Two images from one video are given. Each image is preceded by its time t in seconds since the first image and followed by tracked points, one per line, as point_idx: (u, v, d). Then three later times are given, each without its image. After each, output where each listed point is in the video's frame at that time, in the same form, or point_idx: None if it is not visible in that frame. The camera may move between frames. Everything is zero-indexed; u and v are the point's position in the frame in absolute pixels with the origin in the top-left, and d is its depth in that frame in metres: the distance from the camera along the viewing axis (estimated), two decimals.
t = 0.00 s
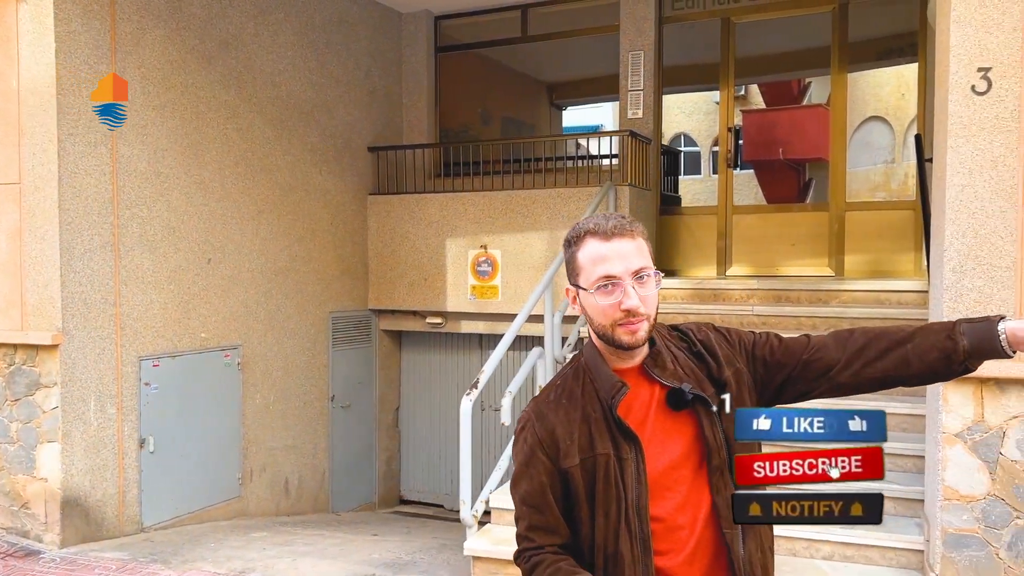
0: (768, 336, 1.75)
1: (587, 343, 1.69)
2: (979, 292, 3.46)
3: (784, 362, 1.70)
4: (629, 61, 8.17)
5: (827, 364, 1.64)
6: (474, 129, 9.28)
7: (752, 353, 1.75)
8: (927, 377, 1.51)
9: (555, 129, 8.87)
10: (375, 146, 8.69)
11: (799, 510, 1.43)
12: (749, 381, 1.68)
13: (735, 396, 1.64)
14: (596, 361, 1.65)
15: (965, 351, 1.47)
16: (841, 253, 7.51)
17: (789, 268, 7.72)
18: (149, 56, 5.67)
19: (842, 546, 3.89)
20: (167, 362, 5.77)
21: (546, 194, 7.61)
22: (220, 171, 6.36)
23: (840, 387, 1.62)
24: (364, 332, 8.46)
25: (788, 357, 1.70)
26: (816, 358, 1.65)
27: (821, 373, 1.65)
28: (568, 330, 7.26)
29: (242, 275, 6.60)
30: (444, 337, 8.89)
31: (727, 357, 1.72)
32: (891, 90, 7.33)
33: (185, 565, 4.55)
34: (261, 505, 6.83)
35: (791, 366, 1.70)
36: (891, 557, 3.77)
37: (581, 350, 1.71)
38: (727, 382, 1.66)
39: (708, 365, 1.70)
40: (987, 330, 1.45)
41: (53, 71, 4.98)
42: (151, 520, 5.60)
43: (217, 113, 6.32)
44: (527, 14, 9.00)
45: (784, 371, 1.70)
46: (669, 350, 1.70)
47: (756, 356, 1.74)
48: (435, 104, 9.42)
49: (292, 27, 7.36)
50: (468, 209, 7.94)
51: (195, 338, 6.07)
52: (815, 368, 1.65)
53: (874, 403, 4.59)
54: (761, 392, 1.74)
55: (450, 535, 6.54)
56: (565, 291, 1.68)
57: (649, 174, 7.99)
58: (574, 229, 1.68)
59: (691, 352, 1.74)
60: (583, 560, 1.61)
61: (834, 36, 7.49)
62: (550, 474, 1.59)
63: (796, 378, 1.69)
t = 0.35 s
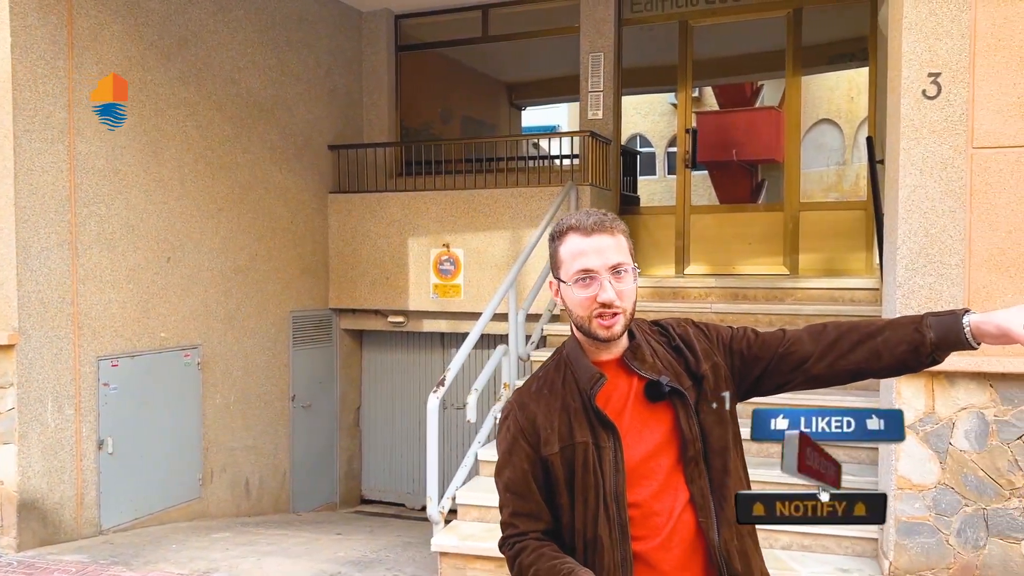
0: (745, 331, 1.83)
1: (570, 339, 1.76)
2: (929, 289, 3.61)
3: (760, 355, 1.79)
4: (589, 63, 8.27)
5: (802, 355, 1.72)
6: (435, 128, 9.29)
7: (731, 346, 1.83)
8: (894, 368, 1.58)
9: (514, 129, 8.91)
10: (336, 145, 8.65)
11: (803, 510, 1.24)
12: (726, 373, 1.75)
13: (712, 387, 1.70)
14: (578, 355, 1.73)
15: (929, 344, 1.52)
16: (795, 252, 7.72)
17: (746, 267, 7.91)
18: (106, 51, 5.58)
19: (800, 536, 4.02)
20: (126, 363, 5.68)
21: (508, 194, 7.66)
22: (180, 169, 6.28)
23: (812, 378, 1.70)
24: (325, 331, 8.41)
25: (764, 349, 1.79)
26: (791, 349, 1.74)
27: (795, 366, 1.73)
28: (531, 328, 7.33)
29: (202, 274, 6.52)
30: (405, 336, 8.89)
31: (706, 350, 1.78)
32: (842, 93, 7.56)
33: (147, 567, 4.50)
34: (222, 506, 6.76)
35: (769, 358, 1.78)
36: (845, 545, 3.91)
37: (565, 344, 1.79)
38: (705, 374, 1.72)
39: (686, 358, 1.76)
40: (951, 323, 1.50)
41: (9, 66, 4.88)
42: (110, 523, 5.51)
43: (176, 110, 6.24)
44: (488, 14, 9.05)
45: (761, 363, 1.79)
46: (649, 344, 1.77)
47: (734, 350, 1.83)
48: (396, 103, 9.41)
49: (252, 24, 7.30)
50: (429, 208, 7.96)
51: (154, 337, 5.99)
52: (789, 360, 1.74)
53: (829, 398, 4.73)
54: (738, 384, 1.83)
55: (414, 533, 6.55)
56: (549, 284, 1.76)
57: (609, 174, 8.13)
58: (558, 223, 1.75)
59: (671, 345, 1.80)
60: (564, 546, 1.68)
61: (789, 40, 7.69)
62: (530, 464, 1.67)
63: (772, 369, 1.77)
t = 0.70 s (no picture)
0: (728, 327, 1.89)
1: (558, 332, 1.83)
2: (889, 286, 3.75)
3: (743, 351, 1.84)
4: (555, 64, 8.35)
5: (781, 350, 1.79)
6: (402, 127, 9.30)
7: (715, 341, 1.88)
8: (864, 361, 1.70)
9: (478, 129, 8.97)
10: (302, 143, 8.60)
11: (816, 509, 1.72)
12: (709, 369, 1.81)
13: (694, 383, 1.77)
14: (565, 348, 1.79)
15: (897, 335, 1.65)
16: (756, 251, 7.89)
17: (709, 266, 8.06)
18: (70, 47, 5.50)
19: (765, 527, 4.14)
20: (91, 362, 5.61)
21: (476, 193, 7.70)
22: (145, 166, 6.20)
23: (793, 373, 1.77)
24: (291, 330, 8.37)
25: (747, 345, 1.84)
26: (773, 346, 1.80)
27: (776, 361, 1.80)
28: (500, 327, 7.38)
29: (167, 273, 6.45)
30: (372, 335, 8.88)
31: (689, 346, 1.84)
32: (802, 95, 7.74)
33: (115, 568, 4.47)
34: (188, 507, 6.69)
35: (751, 354, 1.84)
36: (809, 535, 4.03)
37: (552, 337, 1.86)
38: (688, 369, 1.78)
39: (670, 353, 1.82)
40: (916, 315, 1.64)
41: None
42: (75, 525, 5.43)
43: (141, 107, 6.17)
44: (455, 14, 9.07)
45: (744, 358, 1.84)
46: (634, 338, 1.83)
47: (718, 345, 1.88)
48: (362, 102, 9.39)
49: (218, 21, 7.23)
50: (397, 207, 7.95)
51: (120, 337, 5.92)
52: (769, 355, 1.81)
53: (791, 392, 4.86)
54: (721, 378, 1.88)
55: (383, 531, 6.55)
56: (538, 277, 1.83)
57: (576, 174, 8.21)
58: (548, 219, 1.82)
59: (656, 340, 1.86)
60: (549, 532, 1.76)
61: (750, 43, 7.85)
62: (517, 452, 1.74)
63: (754, 364, 1.83)
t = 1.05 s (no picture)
0: (726, 326, 1.99)
1: (565, 317, 1.88)
2: (859, 282, 3.87)
3: (739, 349, 1.95)
4: (528, 64, 8.43)
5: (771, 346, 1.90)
6: (375, 126, 9.29)
7: (711, 339, 1.98)
8: (824, 339, 1.82)
9: (450, 129, 9.02)
10: (275, 141, 8.56)
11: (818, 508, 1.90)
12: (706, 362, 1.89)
13: (692, 375, 1.83)
14: (570, 331, 1.85)
15: (817, 307, 1.79)
16: (727, 250, 8.04)
17: (680, 264, 8.19)
18: (44, 43, 5.45)
19: (739, 518, 4.24)
20: (64, 360, 5.55)
21: (452, 192, 7.74)
22: (119, 163, 6.16)
23: (781, 370, 1.88)
24: (264, 328, 8.33)
25: (743, 344, 1.95)
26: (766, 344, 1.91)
27: (769, 359, 1.90)
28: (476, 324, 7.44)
29: (141, 270, 6.41)
30: (346, 334, 8.87)
31: (689, 340, 1.92)
32: (772, 95, 7.89)
33: (93, 566, 4.45)
34: (162, 506, 6.65)
35: (748, 352, 1.94)
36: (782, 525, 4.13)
37: (555, 322, 1.92)
38: (687, 360, 1.85)
39: (670, 343, 1.89)
40: (818, 284, 1.80)
41: None
42: (49, 525, 5.38)
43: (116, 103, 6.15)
44: (429, 14, 9.09)
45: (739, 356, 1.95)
46: (637, 326, 1.90)
47: (716, 343, 1.98)
48: (336, 101, 9.37)
49: (192, 18, 7.19)
50: (372, 204, 7.94)
51: (94, 335, 5.87)
52: (762, 353, 1.91)
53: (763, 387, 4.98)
54: (715, 374, 1.98)
55: (360, 528, 6.56)
56: (556, 267, 1.84)
57: (550, 173, 8.29)
58: (568, 212, 1.86)
59: (656, 329, 1.93)
60: (545, 507, 1.83)
61: (721, 44, 7.99)
62: (517, 429, 1.81)
63: (748, 362, 1.93)
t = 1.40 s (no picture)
0: (719, 316, 2.08)
1: (567, 310, 1.95)
2: (836, 280, 3.97)
3: (734, 337, 2.04)
4: (509, 65, 8.45)
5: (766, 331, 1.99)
6: (353, 125, 9.27)
7: (705, 328, 2.07)
8: (838, 329, 1.91)
9: (428, 128, 9.04)
10: (254, 139, 8.52)
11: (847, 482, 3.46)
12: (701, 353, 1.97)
13: (689, 364, 1.92)
14: (573, 323, 1.92)
15: (852, 300, 1.88)
16: (704, 249, 8.16)
17: (658, 263, 8.31)
18: (22, 39, 5.41)
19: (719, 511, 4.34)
20: (44, 360, 5.52)
21: (432, 191, 7.75)
22: (98, 158, 6.13)
23: (777, 353, 1.97)
24: (243, 327, 8.28)
25: (739, 331, 2.04)
26: (763, 331, 2.00)
27: (764, 343, 1.99)
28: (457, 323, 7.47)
29: (121, 269, 6.38)
30: (325, 333, 8.86)
31: (685, 331, 2.00)
32: (748, 96, 8.01)
33: (75, 566, 4.44)
34: (141, 506, 6.63)
35: (740, 339, 2.03)
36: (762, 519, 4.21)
37: (558, 316, 1.99)
38: (683, 351, 1.93)
39: (667, 334, 1.96)
40: (859, 279, 1.88)
41: None
42: (29, 525, 5.34)
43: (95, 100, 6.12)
44: (409, 13, 9.08)
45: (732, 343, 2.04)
46: (636, 320, 1.98)
47: (710, 332, 2.06)
48: (315, 99, 9.33)
49: (171, 15, 7.15)
50: (352, 202, 7.92)
51: (73, 335, 5.84)
52: (756, 339, 2.00)
53: (741, 383, 5.08)
54: (710, 362, 2.07)
55: (342, 526, 6.57)
56: (563, 261, 1.92)
57: (530, 173, 8.34)
58: (573, 209, 1.93)
59: (652, 321, 2.01)
60: (551, 491, 1.88)
61: (698, 46, 8.10)
62: (524, 415, 1.86)
63: (742, 348, 2.02)
